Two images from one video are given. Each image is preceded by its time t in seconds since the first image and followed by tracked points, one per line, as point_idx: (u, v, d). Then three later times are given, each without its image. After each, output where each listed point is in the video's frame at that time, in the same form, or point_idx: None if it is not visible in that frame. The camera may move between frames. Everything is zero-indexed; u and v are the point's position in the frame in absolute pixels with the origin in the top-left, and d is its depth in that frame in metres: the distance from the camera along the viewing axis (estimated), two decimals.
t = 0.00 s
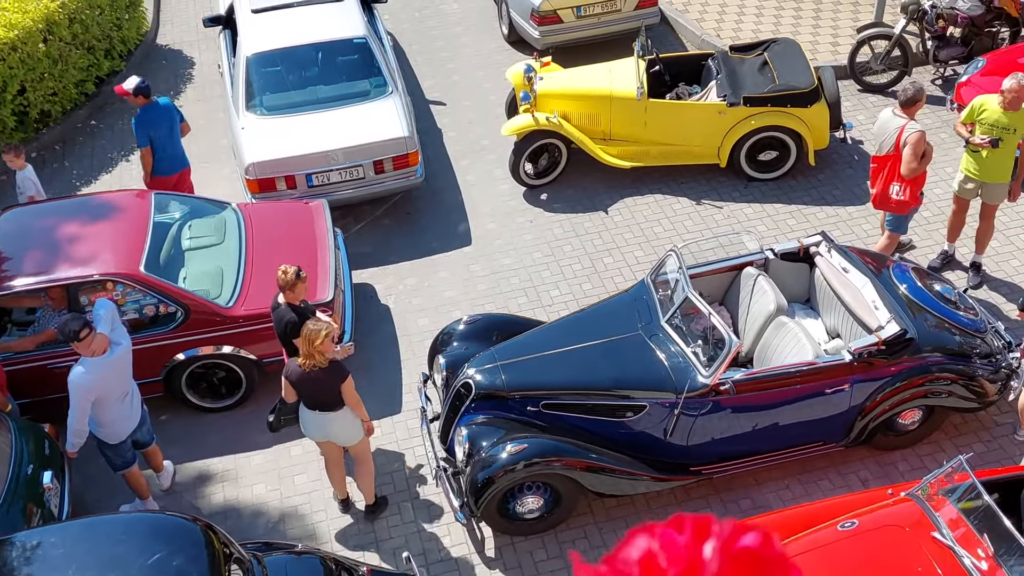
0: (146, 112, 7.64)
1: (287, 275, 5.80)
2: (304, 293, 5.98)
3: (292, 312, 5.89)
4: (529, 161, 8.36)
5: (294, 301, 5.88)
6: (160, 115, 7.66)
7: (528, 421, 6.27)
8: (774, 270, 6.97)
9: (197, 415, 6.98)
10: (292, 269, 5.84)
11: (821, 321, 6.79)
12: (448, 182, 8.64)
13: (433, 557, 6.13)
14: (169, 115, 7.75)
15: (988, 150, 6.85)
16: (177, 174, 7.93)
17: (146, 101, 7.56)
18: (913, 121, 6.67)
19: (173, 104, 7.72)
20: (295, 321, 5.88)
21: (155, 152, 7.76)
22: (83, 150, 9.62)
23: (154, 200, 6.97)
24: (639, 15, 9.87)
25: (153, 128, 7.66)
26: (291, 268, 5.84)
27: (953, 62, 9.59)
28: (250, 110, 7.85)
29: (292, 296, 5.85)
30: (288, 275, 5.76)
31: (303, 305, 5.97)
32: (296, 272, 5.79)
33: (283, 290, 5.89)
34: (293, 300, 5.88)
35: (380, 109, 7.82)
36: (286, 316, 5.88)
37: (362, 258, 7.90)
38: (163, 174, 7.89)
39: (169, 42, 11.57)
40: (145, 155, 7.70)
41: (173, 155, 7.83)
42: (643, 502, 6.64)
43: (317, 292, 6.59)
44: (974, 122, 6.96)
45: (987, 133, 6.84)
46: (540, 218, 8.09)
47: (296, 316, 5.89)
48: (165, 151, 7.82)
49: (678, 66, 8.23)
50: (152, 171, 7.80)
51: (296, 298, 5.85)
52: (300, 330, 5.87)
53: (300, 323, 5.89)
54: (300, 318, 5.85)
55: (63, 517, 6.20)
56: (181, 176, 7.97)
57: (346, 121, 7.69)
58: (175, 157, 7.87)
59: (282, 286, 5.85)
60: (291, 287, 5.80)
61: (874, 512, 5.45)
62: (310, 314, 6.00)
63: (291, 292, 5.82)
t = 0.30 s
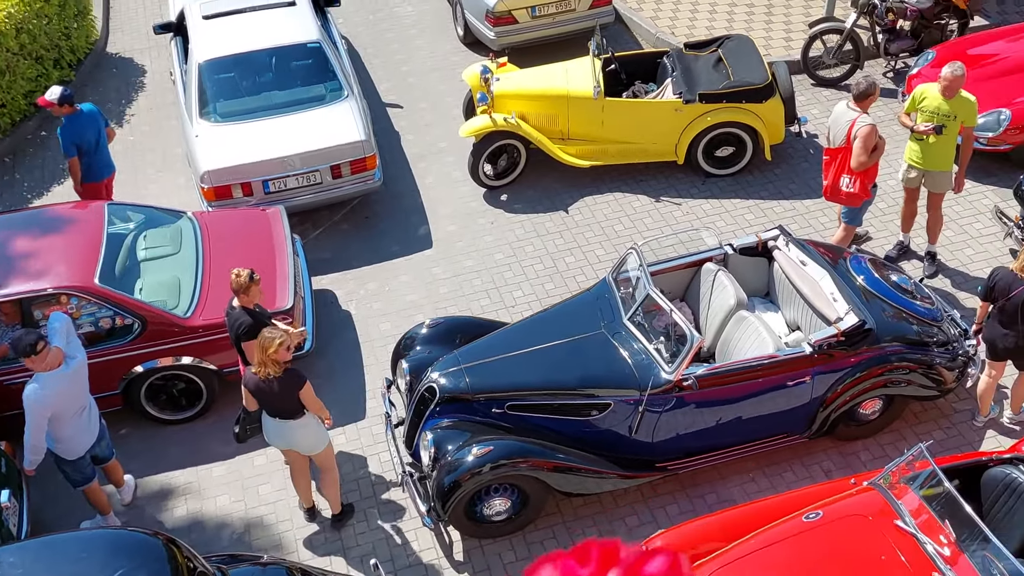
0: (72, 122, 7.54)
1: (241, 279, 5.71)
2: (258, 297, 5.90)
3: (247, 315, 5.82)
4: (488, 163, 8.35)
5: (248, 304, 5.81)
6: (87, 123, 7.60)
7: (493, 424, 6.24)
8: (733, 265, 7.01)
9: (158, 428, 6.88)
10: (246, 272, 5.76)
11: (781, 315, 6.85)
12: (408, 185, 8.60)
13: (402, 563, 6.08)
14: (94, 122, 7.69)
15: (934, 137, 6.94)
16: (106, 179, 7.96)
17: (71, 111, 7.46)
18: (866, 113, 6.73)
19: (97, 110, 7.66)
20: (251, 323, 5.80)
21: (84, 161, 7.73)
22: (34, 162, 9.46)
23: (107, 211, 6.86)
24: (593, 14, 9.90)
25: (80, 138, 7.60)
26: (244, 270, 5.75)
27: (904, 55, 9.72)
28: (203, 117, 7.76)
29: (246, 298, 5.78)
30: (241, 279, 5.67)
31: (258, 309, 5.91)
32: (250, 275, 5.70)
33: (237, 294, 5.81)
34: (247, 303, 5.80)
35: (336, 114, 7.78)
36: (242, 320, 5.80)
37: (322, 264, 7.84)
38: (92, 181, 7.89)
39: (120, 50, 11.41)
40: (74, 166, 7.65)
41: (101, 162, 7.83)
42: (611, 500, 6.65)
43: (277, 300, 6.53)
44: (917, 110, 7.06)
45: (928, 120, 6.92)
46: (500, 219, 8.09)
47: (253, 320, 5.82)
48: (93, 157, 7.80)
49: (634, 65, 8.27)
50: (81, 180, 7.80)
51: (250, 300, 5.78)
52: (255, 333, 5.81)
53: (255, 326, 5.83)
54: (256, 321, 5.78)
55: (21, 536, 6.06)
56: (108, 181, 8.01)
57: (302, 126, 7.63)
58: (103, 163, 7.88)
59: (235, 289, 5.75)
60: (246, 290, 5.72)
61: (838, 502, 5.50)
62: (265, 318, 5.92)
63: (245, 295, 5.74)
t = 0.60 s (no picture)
0: None
1: (195, 290, 5.65)
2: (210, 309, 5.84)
3: (198, 327, 5.74)
4: (445, 167, 8.32)
5: (199, 316, 5.74)
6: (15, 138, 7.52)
7: (457, 429, 6.20)
8: (691, 262, 7.05)
9: (116, 446, 6.77)
10: (199, 283, 5.70)
11: (739, 309, 6.89)
12: (364, 191, 8.56)
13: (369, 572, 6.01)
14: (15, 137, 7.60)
15: (875, 127, 7.06)
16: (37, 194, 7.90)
17: None
18: (818, 108, 6.79)
19: (16, 123, 7.57)
20: (201, 335, 5.71)
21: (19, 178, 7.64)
22: None
23: (56, 227, 6.74)
24: (545, 16, 9.92)
25: (12, 154, 7.50)
26: (197, 282, 5.69)
27: (852, 49, 9.85)
28: (153, 129, 7.66)
29: (198, 309, 5.71)
30: (196, 290, 5.61)
31: (211, 321, 5.84)
32: (204, 286, 5.64)
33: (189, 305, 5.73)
34: (198, 314, 5.73)
35: (289, 122, 7.73)
36: (192, 331, 5.71)
37: (279, 274, 7.78)
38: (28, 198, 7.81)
39: (66, 63, 11.23)
40: (12, 184, 7.54)
41: (32, 176, 7.77)
42: (577, 500, 6.65)
43: (234, 312, 6.46)
44: (860, 101, 7.17)
45: (870, 111, 7.05)
46: (458, 223, 8.07)
47: (202, 331, 5.73)
48: (25, 173, 7.71)
49: (587, 65, 8.29)
50: (20, 198, 7.70)
51: (202, 311, 5.71)
52: (207, 345, 5.74)
53: (207, 339, 5.76)
54: (206, 334, 5.71)
55: None
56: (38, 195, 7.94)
57: (255, 135, 7.57)
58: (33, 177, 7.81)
59: (188, 300, 5.68)
60: (199, 301, 5.65)
61: (802, 493, 5.52)
62: (217, 330, 5.84)
63: (197, 306, 5.67)
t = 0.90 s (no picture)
0: None
1: (133, 316, 5.52)
2: (150, 334, 5.71)
3: (137, 353, 5.62)
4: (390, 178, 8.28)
5: (139, 342, 5.61)
6: None
7: (411, 442, 6.13)
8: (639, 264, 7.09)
9: (61, 475, 6.61)
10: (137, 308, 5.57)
11: (689, 310, 6.93)
12: (309, 205, 8.48)
13: None
14: None
15: (810, 126, 7.16)
16: None
17: None
18: (759, 108, 6.80)
19: None
20: (141, 362, 5.59)
21: None
22: None
23: None
24: (485, 24, 9.93)
25: None
26: (135, 306, 5.56)
27: (789, 49, 10.00)
28: (90, 149, 7.52)
29: (137, 335, 5.58)
30: (134, 315, 5.48)
31: (152, 346, 5.72)
32: (142, 311, 5.51)
33: (127, 330, 5.60)
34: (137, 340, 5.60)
35: (230, 138, 7.64)
36: (130, 358, 5.59)
37: (225, 291, 7.68)
38: None
39: None
40: None
41: None
42: (535, 508, 6.63)
43: (179, 333, 6.35)
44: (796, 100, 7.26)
45: (805, 110, 7.15)
46: (405, 234, 8.04)
47: (142, 358, 5.61)
48: None
49: (529, 73, 8.34)
50: None
51: (141, 337, 5.59)
52: (147, 372, 5.62)
53: (147, 365, 5.64)
54: (147, 361, 5.59)
55: None
56: None
57: (196, 152, 7.47)
58: None
59: (126, 326, 5.54)
60: (137, 326, 5.52)
61: (757, 490, 5.55)
62: (158, 355, 5.73)
63: (135, 331, 5.54)
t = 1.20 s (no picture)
0: None
1: (65, 357, 5.40)
2: (85, 374, 5.60)
3: (72, 395, 5.50)
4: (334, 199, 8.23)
5: (73, 382, 5.49)
6: None
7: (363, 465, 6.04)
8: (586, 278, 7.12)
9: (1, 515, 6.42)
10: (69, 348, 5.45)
11: (638, 322, 6.97)
12: (253, 229, 8.39)
13: None
14: None
15: (749, 137, 7.26)
16: None
17: None
18: (700, 121, 6.84)
19: None
20: (75, 406, 5.47)
21: None
22: None
23: None
24: (425, 43, 9.93)
25: None
26: (66, 347, 5.45)
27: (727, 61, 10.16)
28: (25, 179, 7.37)
29: (71, 375, 5.47)
30: (66, 355, 5.37)
31: (88, 386, 5.60)
32: (74, 351, 5.40)
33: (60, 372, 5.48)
34: (72, 380, 5.48)
35: (170, 163, 7.55)
36: (66, 402, 5.46)
37: (169, 319, 7.56)
38: None
39: None
40: None
41: None
42: (491, 526, 6.59)
43: (121, 364, 6.23)
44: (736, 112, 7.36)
45: (744, 121, 7.24)
46: (351, 255, 8.00)
47: (77, 401, 5.49)
48: None
49: (471, 89, 8.35)
50: None
51: (74, 377, 5.47)
52: (83, 415, 5.49)
53: (83, 406, 5.52)
54: (81, 403, 5.47)
55: None
56: None
57: (135, 179, 7.37)
58: None
59: (59, 367, 5.43)
60: (70, 367, 5.41)
61: (711, 499, 5.57)
62: (94, 397, 5.60)
63: (69, 371, 5.43)
